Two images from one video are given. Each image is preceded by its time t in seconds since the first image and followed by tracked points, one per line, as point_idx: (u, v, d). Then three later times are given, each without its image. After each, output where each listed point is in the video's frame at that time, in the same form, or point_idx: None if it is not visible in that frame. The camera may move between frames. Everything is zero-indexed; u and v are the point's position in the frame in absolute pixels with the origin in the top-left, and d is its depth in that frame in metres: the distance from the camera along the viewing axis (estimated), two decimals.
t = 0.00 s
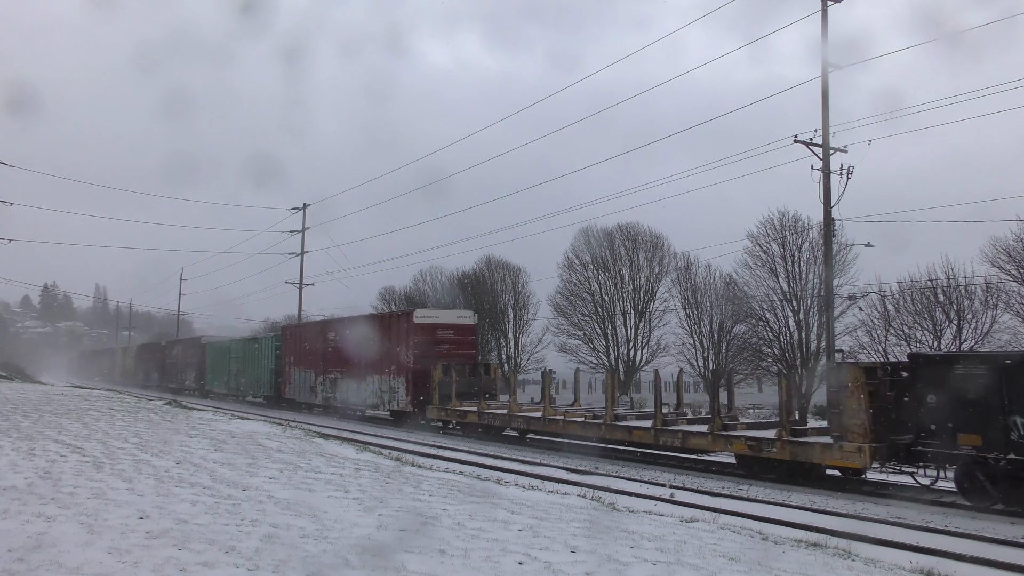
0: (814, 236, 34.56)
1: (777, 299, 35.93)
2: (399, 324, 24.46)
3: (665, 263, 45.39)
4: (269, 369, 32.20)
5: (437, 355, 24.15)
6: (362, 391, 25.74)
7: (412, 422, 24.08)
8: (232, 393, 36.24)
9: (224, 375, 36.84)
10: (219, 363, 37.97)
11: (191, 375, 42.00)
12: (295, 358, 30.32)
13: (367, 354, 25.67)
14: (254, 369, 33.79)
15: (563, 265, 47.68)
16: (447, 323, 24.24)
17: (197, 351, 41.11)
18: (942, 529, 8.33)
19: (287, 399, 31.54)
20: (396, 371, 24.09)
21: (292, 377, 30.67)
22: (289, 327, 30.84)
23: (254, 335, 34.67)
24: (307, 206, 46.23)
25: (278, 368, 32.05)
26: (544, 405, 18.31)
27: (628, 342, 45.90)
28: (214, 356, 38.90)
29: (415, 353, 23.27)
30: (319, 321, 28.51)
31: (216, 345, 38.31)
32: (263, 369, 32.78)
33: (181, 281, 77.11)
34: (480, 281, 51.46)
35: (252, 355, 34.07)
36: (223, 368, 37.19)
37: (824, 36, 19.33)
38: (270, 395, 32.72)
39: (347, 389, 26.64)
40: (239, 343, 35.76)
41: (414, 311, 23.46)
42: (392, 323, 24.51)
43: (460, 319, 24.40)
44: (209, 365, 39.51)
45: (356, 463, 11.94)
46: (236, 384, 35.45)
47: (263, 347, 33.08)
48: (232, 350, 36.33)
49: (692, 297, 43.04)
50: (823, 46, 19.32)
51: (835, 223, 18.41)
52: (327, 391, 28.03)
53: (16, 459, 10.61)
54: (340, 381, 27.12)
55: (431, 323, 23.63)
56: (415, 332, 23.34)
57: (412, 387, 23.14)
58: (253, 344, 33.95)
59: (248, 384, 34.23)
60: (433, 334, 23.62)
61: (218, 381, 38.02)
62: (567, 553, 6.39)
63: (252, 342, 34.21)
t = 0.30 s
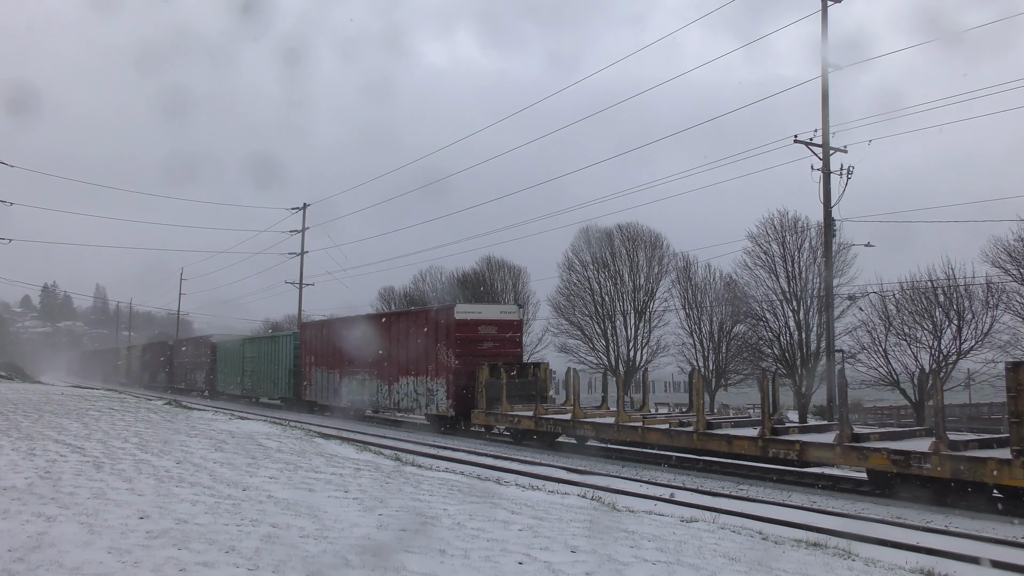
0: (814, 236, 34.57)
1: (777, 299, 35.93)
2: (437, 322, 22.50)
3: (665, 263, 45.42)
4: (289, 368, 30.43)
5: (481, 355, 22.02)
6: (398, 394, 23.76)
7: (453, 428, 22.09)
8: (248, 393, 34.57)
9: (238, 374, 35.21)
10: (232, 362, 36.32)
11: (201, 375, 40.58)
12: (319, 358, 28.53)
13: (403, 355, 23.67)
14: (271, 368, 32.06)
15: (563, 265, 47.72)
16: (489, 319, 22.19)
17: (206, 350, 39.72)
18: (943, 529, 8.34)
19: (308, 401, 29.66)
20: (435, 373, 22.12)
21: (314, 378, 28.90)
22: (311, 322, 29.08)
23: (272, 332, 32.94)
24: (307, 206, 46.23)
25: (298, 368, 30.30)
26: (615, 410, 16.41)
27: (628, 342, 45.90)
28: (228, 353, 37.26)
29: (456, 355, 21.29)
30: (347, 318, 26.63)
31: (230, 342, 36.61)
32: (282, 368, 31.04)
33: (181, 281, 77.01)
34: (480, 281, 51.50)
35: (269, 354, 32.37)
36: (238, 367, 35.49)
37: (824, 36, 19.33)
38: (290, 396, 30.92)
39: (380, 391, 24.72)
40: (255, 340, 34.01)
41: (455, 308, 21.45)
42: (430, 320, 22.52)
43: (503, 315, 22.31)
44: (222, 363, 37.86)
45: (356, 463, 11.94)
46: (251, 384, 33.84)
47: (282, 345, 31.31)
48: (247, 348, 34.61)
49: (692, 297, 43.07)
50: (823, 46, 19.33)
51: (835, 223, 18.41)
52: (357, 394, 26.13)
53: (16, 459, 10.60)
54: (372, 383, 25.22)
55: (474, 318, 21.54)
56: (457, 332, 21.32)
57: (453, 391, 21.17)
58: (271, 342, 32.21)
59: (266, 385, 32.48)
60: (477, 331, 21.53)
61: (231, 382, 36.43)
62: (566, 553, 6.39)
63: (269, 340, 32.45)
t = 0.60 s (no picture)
0: (814, 236, 34.56)
1: (777, 299, 35.92)
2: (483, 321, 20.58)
3: (664, 263, 45.38)
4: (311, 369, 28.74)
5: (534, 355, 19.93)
6: (437, 397, 21.80)
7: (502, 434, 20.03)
8: (263, 395, 32.98)
9: (252, 375, 33.72)
10: (246, 362, 34.89)
11: (213, 375, 39.10)
12: (347, 359, 26.74)
13: (443, 355, 21.74)
14: (291, 368, 30.45)
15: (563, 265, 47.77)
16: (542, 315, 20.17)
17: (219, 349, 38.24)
18: (942, 529, 8.34)
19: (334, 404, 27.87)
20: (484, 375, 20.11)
21: (340, 380, 27.12)
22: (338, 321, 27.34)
23: (291, 330, 31.39)
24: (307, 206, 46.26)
25: (321, 368, 28.62)
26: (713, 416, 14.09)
27: (628, 342, 45.92)
28: (241, 353, 35.82)
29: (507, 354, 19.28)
30: (379, 317, 24.79)
31: (243, 341, 35.24)
32: (303, 368, 29.38)
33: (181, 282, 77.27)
34: (481, 281, 51.58)
35: (287, 353, 30.78)
36: (253, 367, 34.02)
37: (824, 35, 19.32)
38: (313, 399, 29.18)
39: (417, 394, 22.82)
40: (272, 339, 32.48)
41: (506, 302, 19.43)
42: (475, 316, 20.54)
43: (558, 311, 20.25)
44: (234, 363, 36.41)
45: (356, 463, 11.96)
46: (268, 385, 32.32)
47: (304, 344, 29.65)
48: (263, 347, 33.10)
49: (692, 297, 43.09)
50: (823, 46, 19.32)
51: (835, 223, 18.39)
52: (389, 396, 24.31)
53: (17, 459, 10.62)
54: (408, 385, 23.35)
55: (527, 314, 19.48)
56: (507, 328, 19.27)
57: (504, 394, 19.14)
58: (291, 340, 30.65)
59: (285, 386, 30.85)
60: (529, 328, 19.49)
61: (245, 383, 34.90)
62: (566, 553, 6.39)
63: (289, 339, 30.86)
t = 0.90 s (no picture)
0: (814, 236, 34.58)
1: (777, 299, 35.91)
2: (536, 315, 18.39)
3: (665, 263, 45.34)
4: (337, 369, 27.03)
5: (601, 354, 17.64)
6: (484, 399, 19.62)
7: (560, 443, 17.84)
8: (282, 398, 31.40)
9: (269, 377, 32.21)
10: (262, 363, 33.38)
11: (224, 377, 37.45)
12: (378, 358, 24.77)
13: (491, 354, 19.58)
14: (313, 369, 28.79)
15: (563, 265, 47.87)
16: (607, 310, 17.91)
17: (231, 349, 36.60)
18: (943, 529, 8.34)
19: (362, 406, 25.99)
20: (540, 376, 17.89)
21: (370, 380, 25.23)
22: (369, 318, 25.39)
23: (312, 329, 29.73)
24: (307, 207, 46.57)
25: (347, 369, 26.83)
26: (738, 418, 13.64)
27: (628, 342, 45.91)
28: (255, 354, 34.29)
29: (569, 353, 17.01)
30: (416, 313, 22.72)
31: (258, 341, 33.73)
32: (326, 368, 27.71)
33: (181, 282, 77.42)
34: (481, 282, 51.61)
35: (309, 353, 29.14)
36: (270, 369, 32.49)
37: (824, 36, 19.34)
38: (338, 402, 27.35)
39: (460, 396, 20.70)
40: (291, 338, 30.86)
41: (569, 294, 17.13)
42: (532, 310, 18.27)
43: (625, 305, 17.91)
44: (248, 364, 34.90)
45: (355, 463, 11.97)
46: (286, 386, 30.89)
47: (328, 343, 27.94)
48: (281, 347, 31.53)
49: (692, 297, 43.13)
50: (823, 46, 19.34)
51: (835, 223, 18.40)
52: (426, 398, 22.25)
53: (17, 459, 10.63)
54: (449, 386, 21.20)
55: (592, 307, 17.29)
56: (571, 325, 17.01)
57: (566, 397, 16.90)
58: (314, 340, 28.96)
59: (307, 388, 29.15)
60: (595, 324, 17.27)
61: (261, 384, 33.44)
62: (567, 553, 6.40)
63: (311, 339, 29.21)
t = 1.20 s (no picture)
0: (814, 237, 34.62)
1: (777, 299, 35.92)
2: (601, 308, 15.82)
3: (664, 262, 45.30)
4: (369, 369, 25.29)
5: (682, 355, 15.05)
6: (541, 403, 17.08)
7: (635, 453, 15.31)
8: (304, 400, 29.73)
9: (289, 378, 30.62)
10: (281, 364, 31.78)
11: (237, 378, 35.91)
12: (410, 359, 22.31)
13: (547, 352, 17.03)
14: (339, 369, 27.10)
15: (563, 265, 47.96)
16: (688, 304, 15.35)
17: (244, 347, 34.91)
18: (943, 529, 8.33)
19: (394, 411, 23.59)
20: (612, 377, 15.31)
21: (401, 382, 22.83)
22: (400, 315, 22.90)
23: (337, 327, 28.01)
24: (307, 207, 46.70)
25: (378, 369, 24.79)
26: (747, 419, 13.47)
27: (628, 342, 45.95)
28: (273, 354, 32.73)
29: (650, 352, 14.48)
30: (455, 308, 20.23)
31: (276, 340, 32.19)
32: (355, 368, 26.01)
33: (181, 282, 77.52)
34: (481, 281, 51.64)
35: (335, 352, 27.48)
36: (291, 369, 30.87)
37: (824, 36, 19.34)
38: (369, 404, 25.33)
39: (512, 399, 18.13)
40: (314, 336, 29.15)
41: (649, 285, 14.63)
42: (600, 302, 15.68)
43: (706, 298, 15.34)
44: (265, 365, 33.38)
45: (356, 463, 11.99)
46: (307, 387, 29.34)
47: (355, 341, 26.23)
48: (304, 346, 29.92)
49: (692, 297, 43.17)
50: (823, 46, 19.33)
51: (835, 223, 18.41)
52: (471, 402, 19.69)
53: (17, 460, 10.64)
54: (498, 389, 18.63)
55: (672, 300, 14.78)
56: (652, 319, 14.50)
57: (648, 402, 14.40)
58: (341, 337, 27.24)
59: (334, 389, 27.38)
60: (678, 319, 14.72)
61: (278, 385, 31.85)
62: (567, 554, 6.40)
63: (337, 336, 27.52)
